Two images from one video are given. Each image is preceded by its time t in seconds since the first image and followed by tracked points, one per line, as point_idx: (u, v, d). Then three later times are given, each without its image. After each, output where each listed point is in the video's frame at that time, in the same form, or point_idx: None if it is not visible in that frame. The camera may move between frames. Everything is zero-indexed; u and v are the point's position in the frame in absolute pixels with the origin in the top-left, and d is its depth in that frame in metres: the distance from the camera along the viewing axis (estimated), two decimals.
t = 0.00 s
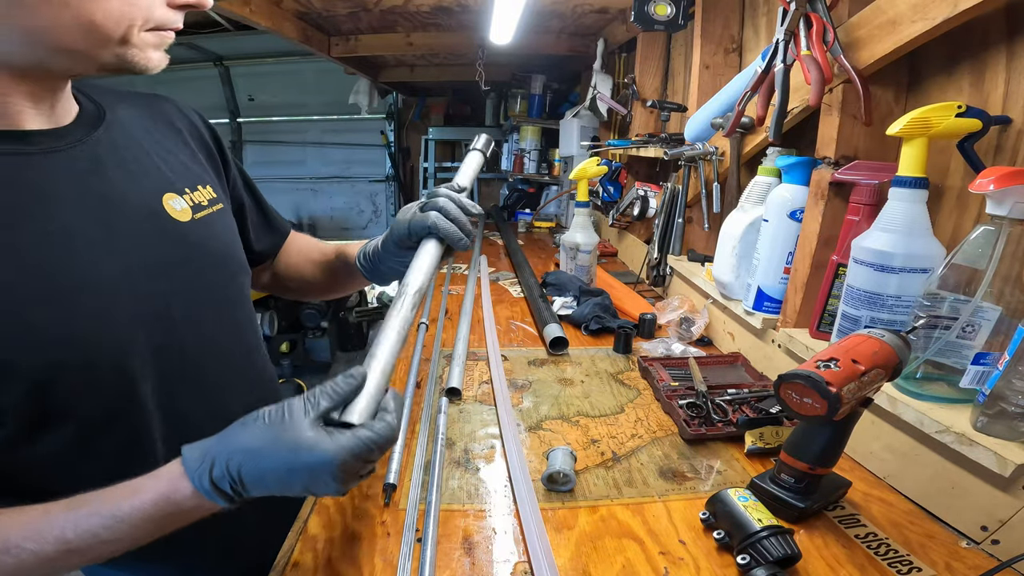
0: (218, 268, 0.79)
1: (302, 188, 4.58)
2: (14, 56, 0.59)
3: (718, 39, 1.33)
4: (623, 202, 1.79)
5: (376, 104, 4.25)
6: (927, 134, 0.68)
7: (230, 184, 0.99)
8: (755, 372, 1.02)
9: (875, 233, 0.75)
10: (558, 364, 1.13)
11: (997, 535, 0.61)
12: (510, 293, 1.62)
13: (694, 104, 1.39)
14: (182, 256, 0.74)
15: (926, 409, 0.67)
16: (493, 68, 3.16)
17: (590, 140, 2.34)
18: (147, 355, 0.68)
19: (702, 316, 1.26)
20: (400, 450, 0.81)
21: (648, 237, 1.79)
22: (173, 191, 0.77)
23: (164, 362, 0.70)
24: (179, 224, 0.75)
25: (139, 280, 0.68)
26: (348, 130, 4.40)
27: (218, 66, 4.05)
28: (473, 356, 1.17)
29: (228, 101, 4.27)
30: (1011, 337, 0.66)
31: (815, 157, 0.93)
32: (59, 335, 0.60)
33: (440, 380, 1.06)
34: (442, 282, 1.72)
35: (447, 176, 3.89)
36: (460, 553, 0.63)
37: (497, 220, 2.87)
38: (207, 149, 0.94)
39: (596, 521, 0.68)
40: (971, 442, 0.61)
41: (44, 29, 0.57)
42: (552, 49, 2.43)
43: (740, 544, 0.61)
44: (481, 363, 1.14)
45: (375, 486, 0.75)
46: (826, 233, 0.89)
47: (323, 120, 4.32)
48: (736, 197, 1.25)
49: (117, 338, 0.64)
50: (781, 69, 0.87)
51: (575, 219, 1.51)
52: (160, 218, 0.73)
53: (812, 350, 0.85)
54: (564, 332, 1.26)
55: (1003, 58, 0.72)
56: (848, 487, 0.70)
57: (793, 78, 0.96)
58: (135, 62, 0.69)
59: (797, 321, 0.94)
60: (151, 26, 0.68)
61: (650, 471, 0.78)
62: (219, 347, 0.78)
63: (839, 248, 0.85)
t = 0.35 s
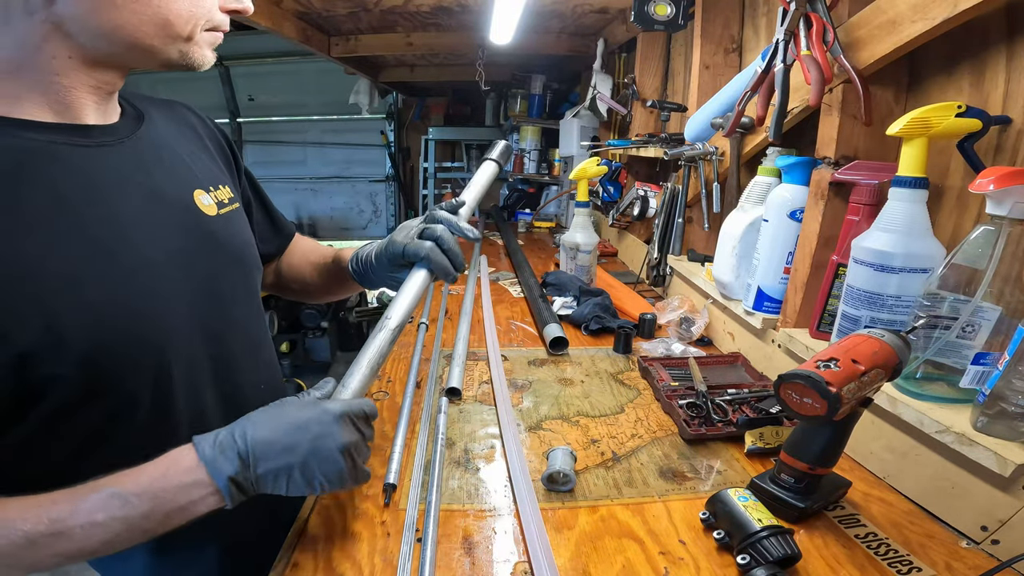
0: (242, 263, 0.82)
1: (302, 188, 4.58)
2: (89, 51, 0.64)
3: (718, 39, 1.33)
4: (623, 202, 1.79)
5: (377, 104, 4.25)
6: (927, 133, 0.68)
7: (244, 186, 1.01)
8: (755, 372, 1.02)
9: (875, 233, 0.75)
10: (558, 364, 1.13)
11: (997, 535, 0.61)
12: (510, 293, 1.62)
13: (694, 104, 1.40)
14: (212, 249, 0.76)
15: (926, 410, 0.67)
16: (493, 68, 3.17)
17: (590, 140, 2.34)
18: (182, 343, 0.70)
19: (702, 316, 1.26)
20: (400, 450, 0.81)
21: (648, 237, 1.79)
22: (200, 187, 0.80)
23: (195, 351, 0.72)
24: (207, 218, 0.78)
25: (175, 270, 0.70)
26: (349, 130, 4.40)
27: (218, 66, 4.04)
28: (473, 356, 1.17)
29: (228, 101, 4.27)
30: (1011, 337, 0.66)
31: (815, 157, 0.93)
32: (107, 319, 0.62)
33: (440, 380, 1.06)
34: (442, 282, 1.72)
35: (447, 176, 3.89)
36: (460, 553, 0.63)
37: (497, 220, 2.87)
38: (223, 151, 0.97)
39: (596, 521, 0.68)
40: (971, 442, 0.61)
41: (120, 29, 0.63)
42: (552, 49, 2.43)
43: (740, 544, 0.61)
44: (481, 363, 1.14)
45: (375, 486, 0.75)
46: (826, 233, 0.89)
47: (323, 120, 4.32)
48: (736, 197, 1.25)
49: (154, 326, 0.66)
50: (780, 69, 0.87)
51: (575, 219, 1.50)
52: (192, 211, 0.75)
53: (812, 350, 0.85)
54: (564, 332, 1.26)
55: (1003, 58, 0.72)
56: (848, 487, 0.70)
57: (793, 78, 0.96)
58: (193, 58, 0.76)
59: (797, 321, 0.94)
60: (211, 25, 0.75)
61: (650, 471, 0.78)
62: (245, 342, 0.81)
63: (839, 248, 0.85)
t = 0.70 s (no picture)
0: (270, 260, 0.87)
1: (302, 188, 4.57)
2: (161, 59, 0.68)
3: (718, 39, 1.33)
4: (623, 202, 1.79)
5: (377, 104, 4.25)
6: (927, 134, 0.68)
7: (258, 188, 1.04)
8: (755, 372, 1.02)
9: (875, 233, 0.75)
10: (558, 364, 1.13)
11: (997, 536, 0.61)
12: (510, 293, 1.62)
13: (694, 104, 1.40)
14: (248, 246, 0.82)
15: (926, 410, 0.67)
16: (493, 68, 3.17)
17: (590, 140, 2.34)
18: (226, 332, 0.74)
19: (702, 316, 1.26)
20: (400, 450, 0.81)
21: (648, 237, 1.79)
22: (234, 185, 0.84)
23: (237, 341, 0.77)
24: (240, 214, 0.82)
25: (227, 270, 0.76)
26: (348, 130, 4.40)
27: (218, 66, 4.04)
28: (473, 356, 1.17)
29: (228, 101, 4.27)
30: (1011, 337, 0.66)
31: (815, 157, 0.93)
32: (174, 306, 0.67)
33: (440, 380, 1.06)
34: (442, 282, 1.72)
35: (447, 176, 3.89)
36: (460, 553, 0.63)
37: (497, 220, 2.87)
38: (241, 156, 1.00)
39: (596, 521, 0.68)
40: (971, 442, 0.61)
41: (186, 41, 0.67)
42: (552, 49, 2.43)
43: (740, 544, 0.61)
44: (481, 363, 1.14)
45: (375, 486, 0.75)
46: (826, 234, 0.89)
47: (323, 120, 4.32)
48: (736, 197, 1.25)
49: (207, 313, 0.71)
50: (780, 69, 0.87)
51: (575, 219, 1.50)
52: (233, 208, 0.80)
53: (812, 350, 0.85)
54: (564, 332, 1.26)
55: (1003, 59, 0.72)
56: (848, 487, 0.70)
57: (793, 78, 0.96)
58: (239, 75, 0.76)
59: (797, 321, 0.94)
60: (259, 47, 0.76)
61: (650, 471, 0.78)
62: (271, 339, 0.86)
63: (839, 248, 0.85)
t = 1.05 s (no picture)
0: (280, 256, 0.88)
1: (302, 188, 4.58)
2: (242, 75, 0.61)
3: (718, 39, 1.33)
4: (623, 202, 1.79)
5: (377, 104, 4.25)
6: (927, 134, 0.68)
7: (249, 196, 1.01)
8: (755, 372, 1.02)
9: (874, 233, 0.75)
10: (558, 364, 1.13)
11: (997, 535, 0.61)
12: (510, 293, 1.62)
13: (694, 104, 1.39)
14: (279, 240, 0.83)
15: (925, 409, 0.67)
16: (493, 68, 3.17)
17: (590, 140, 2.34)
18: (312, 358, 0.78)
19: (702, 316, 1.26)
20: (400, 450, 0.81)
21: (648, 237, 1.79)
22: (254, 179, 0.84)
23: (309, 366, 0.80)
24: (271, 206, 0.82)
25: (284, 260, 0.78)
26: (348, 130, 4.40)
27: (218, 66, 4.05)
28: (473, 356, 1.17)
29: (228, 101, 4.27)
30: (1010, 337, 0.67)
31: (815, 157, 0.93)
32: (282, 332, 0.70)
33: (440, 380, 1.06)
34: (442, 282, 1.72)
35: (447, 176, 3.89)
36: (461, 553, 0.63)
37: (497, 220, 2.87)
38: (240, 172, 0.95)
39: (596, 521, 0.68)
40: (971, 442, 0.61)
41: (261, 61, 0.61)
42: (551, 49, 2.44)
43: (740, 544, 0.61)
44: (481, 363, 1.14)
45: (376, 486, 0.75)
46: (826, 234, 0.89)
47: (323, 120, 4.32)
48: (736, 197, 1.25)
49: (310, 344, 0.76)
50: (781, 69, 0.87)
51: (575, 219, 1.50)
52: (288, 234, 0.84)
53: (812, 350, 0.85)
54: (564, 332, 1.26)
55: (1003, 59, 0.72)
56: (848, 487, 0.70)
57: (793, 78, 0.96)
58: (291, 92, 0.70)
59: (797, 321, 0.94)
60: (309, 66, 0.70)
61: (650, 471, 0.78)
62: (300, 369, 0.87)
63: (839, 248, 0.85)
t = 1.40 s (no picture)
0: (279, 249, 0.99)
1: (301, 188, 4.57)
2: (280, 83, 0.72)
3: (718, 39, 1.33)
4: (623, 202, 1.79)
5: (377, 104, 4.24)
6: (927, 133, 0.68)
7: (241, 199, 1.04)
8: (755, 372, 1.02)
9: (874, 233, 0.75)
10: (558, 364, 1.13)
11: (997, 535, 0.61)
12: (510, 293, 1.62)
13: (694, 104, 1.39)
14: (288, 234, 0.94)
15: (926, 410, 0.66)
16: (492, 68, 3.16)
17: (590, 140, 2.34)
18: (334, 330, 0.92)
19: (702, 316, 1.26)
20: (400, 450, 0.81)
21: (648, 237, 1.79)
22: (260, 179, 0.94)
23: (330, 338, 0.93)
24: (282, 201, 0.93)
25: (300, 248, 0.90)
26: (348, 130, 4.40)
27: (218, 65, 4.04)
28: (473, 356, 1.17)
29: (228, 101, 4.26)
30: (1010, 336, 0.66)
31: (815, 157, 0.93)
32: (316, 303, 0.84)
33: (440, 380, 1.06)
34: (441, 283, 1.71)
35: (447, 176, 3.88)
36: (460, 553, 0.63)
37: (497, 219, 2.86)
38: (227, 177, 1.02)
39: (596, 521, 0.68)
40: (971, 442, 0.61)
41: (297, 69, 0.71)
42: (551, 49, 2.43)
43: (740, 544, 0.61)
44: (482, 363, 1.14)
45: (376, 486, 0.75)
46: (826, 234, 0.89)
47: (323, 120, 4.31)
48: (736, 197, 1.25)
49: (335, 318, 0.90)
50: (780, 69, 0.87)
51: (575, 219, 1.49)
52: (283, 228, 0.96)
53: (812, 350, 0.85)
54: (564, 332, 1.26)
55: (1003, 59, 0.72)
56: (848, 487, 0.70)
57: (793, 78, 0.96)
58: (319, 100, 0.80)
59: (797, 321, 0.94)
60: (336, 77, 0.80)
61: (650, 471, 0.78)
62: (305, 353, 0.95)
63: (839, 247, 0.85)
